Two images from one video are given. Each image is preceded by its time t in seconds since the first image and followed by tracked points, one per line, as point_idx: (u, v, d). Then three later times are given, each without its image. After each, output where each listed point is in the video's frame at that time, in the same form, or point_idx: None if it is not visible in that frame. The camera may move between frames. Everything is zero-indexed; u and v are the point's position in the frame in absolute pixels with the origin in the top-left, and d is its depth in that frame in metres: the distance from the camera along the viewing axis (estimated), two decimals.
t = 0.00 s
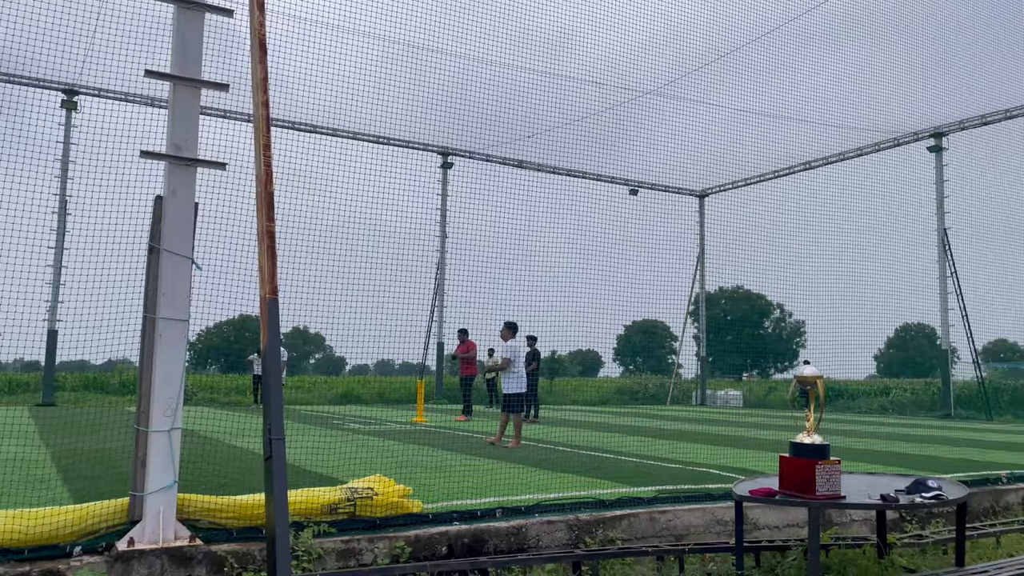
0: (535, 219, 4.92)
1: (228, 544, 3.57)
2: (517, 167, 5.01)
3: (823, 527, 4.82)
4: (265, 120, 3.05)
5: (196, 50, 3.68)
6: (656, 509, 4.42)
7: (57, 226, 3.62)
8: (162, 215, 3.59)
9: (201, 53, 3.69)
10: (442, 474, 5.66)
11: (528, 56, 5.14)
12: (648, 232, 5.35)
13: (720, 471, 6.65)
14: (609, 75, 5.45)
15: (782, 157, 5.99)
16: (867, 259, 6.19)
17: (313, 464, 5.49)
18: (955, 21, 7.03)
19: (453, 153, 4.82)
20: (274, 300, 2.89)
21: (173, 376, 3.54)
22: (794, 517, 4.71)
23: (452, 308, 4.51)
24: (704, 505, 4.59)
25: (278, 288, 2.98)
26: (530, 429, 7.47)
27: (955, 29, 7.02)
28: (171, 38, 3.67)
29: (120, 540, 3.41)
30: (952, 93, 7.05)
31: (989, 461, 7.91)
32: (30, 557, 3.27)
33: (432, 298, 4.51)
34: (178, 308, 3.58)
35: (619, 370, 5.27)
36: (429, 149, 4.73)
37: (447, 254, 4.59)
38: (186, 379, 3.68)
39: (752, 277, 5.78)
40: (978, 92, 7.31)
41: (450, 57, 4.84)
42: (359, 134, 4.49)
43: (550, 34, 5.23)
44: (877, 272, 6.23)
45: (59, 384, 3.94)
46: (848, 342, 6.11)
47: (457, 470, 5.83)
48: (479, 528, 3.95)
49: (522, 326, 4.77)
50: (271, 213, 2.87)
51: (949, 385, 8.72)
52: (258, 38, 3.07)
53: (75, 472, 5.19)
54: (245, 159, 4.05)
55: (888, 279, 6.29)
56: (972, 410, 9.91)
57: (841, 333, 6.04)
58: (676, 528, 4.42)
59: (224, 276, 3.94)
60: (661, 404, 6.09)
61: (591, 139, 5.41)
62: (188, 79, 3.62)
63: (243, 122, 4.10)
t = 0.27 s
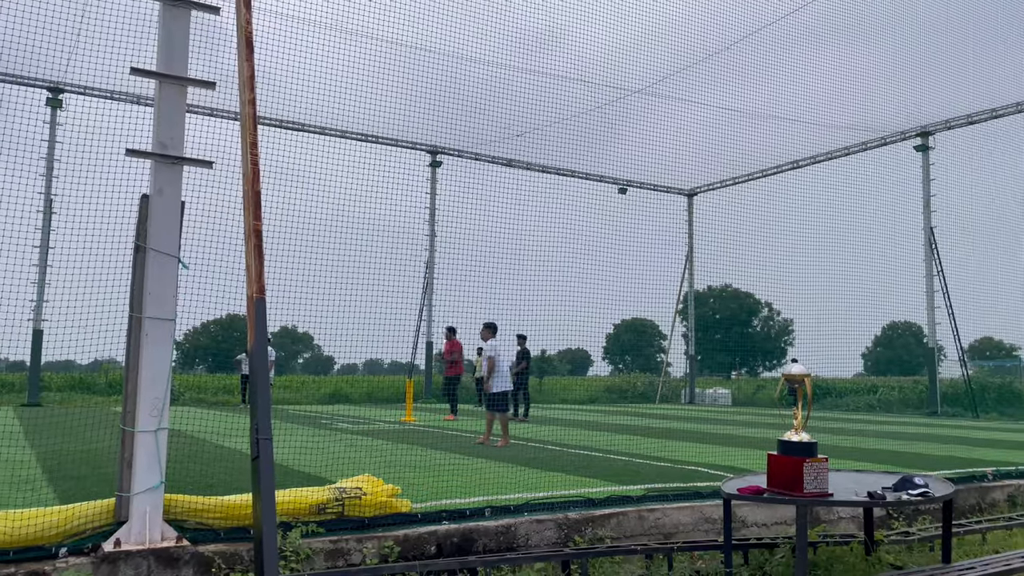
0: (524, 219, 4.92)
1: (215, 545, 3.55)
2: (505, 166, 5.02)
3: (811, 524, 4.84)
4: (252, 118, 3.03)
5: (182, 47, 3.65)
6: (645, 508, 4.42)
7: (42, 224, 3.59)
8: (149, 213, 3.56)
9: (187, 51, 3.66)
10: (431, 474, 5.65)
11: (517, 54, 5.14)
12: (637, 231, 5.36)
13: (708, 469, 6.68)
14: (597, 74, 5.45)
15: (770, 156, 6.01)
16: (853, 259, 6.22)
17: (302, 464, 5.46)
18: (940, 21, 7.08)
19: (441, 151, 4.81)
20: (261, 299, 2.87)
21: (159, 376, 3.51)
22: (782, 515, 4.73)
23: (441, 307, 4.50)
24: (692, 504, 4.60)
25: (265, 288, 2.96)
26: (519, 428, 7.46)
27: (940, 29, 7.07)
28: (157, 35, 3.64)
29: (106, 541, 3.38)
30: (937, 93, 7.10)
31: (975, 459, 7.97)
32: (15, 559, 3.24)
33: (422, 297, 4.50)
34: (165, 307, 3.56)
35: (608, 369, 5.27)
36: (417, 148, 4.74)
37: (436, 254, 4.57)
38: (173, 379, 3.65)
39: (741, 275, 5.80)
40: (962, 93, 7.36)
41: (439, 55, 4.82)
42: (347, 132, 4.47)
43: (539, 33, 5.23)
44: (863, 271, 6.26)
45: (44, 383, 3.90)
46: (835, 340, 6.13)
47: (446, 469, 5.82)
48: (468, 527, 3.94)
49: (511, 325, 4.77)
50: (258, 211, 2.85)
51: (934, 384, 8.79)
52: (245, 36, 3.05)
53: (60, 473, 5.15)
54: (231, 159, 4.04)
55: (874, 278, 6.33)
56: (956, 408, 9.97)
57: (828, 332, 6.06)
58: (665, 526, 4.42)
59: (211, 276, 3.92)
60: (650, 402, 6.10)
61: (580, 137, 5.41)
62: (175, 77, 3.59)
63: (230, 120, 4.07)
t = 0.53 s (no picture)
0: (516, 218, 4.92)
1: (207, 545, 3.54)
2: (497, 165, 5.03)
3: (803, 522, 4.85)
4: (243, 117, 3.02)
5: (173, 46, 3.64)
6: (637, 506, 4.43)
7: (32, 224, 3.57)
8: (139, 213, 3.55)
9: (178, 50, 3.65)
10: (423, 473, 5.65)
11: (509, 54, 5.14)
12: (629, 230, 5.37)
13: (701, 467, 6.69)
14: (589, 73, 5.46)
15: (762, 155, 6.03)
16: (844, 257, 6.25)
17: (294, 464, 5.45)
18: (930, 21, 7.11)
19: (433, 151, 4.80)
20: (253, 299, 2.86)
21: (150, 376, 3.50)
22: (774, 513, 4.75)
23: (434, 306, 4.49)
24: (685, 502, 4.61)
25: (257, 287, 2.95)
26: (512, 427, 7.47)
27: (931, 29, 7.10)
28: (148, 34, 3.63)
29: (97, 542, 3.36)
30: (927, 92, 7.14)
31: (966, 456, 8.01)
32: (5, 560, 3.23)
33: (415, 296, 4.49)
34: (156, 307, 3.55)
35: (601, 368, 5.27)
36: (409, 148, 4.74)
37: (429, 252, 4.56)
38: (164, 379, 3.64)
39: (733, 274, 5.81)
40: (952, 92, 7.40)
41: (431, 54, 4.81)
42: (339, 132, 4.45)
43: (531, 32, 5.23)
44: (854, 270, 6.29)
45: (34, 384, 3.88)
46: (827, 339, 6.15)
47: (439, 468, 5.82)
48: (461, 527, 3.94)
49: (503, 324, 4.77)
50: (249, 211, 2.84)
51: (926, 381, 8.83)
52: (236, 35, 3.04)
53: (51, 474, 5.13)
54: (223, 158, 4.03)
55: (864, 276, 6.36)
56: (946, 405, 10.01)
57: (820, 330, 6.08)
58: (657, 525, 4.43)
59: (203, 276, 3.90)
60: (643, 401, 6.11)
61: (572, 137, 5.41)
62: (165, 76, 3.58)
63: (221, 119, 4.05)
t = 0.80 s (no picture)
0: (511, 218, 4.92)
1: (203, 546, 3.54)
2: (493, 164, 5.03)
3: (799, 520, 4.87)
4: (238, 117, 3.02)
5: (167, 46, 3.63)
6: (634, 505, 4.44)
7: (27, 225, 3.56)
8: (134, 214, 3.54)
9: (172, 50, 3.64)
10: (419, 473, 5.64)
11: (503, 53, 5.13)
12: (625, 229, 5.37)
13: (697, 466, 6.71)
14: (584, 73, 5.46)
15: (756, 154, 6.04)
16: (838, 256, 6.27)
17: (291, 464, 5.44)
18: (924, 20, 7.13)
19: (429, 150, 4.78)
20: (249, 299, 2.86)
21: (145, 376, 3.49)
22: (769, 511, 4.77)
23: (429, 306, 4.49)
24: (681, 501, 4.62)
25: (252, 288, 2.94)
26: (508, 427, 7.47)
27: (924, 28, 7.12)
28: (142, 34, 3.62)
29: (93, 543, 3.36)
30: (920, 91, 7.16)
31: (961, 454, 8.04)
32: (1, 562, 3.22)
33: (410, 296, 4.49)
34: (151, 307, 3.54)
35: (596, 367, 5.27)
36: (404, 147, 4.68)
37: (425, 252, 4.54)
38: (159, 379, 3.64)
39: (728, 273, 5.82)
40: (946, 91, 7.42)
41: (426, 53, 4.81)
42: (334, 132, 4.43)
43: (526, 32, 5.22)
44: (848, 269, 6.31)
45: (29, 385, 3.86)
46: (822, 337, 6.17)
47: (435, 468, 5.82)
48: (458, 527, 3.94)
49: (499, 324, 4.77)
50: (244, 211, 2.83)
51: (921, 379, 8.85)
52: (230, 35, 3.04)
53: (47, 475, 5.12)
54: (218, 159, 4.02)
55: (859, 275, 6.38)
56: (941, 404, 10.04)
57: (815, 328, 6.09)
58: (653, 523, 4.44)
59: (198, 276, 3.90)
60: (639, 400, 6.12)
61: (568, 136, 5.42)
62: (159, 76, 3.57)
63: (216, 119, 4.04)
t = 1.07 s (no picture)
0: (509, 218, 4.92)
1: (202, 547, 3.54)
2: (491, 163, 5.04)
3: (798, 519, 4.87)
4: (236, 118, 3.03)
5: (165, 47, 3.62)
6: (633, 504, 4.44)
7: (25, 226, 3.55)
8: (133, 214, 3.53)
9: (170, 50, 3.64)
10: (419, 473, 5.64)
11: (501, 53, 5.14)
12: (623, 229, 5.37)
13: (696, 465, 6.71)
14: (582, 73, 5.46)
15: (754, 154, 6.05)
16: (837, 255, 6.27)
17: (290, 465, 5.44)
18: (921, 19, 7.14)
19: (427, 150, 4.74)
20: (248, 300, 2.86)
21: (144, 377, 3.49)
22: (768, 510, 4.78)
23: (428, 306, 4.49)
24: (680, 500, 4.62)
25: (251, 288, 2.95)
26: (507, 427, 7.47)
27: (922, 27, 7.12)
28: (140, 35, 3.61)
29: (92, 544, 3.35)
30: (917, 90, 7.17)
31: (959, 452, 8.05)
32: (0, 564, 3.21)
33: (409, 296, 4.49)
34: (150, 308, 3.54)
35: (596, 366, 5.27)
36: (402, 148, 4.60)
37: (423, 252, 4.52)
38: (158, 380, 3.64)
39: (726, 272, 5.83)
40: (944, 90, 7.43)
41: (423, 53, 4.81)
42: (333, 132, 4.42)
43: (524, 32, 5.22)
44: (847, 267, 6.31)
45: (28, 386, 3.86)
46: (821, 336, 6.18)
47: (434, 468, 5.82)
48: (457, 526, 3.94)
49: (497, 323, 4.77)
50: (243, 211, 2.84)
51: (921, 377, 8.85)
52: (228, 36, 3.04)
53: (46, 477, 5.11)
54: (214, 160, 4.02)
55: (857, 274, 6.38)
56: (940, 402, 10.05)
57: (814, 327, 6.10)
58: (653, 522, 4.44)
59: (196, 277, 3.90)
60: (638, 399, 6.12)
61: (566, 134, 5.44)
62: (158, 77, 3.56)
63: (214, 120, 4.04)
